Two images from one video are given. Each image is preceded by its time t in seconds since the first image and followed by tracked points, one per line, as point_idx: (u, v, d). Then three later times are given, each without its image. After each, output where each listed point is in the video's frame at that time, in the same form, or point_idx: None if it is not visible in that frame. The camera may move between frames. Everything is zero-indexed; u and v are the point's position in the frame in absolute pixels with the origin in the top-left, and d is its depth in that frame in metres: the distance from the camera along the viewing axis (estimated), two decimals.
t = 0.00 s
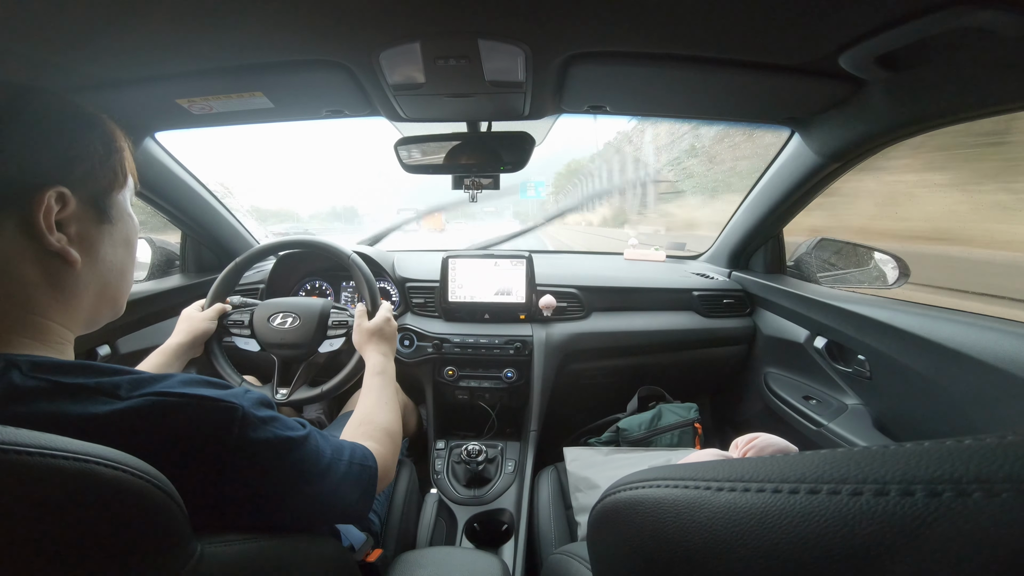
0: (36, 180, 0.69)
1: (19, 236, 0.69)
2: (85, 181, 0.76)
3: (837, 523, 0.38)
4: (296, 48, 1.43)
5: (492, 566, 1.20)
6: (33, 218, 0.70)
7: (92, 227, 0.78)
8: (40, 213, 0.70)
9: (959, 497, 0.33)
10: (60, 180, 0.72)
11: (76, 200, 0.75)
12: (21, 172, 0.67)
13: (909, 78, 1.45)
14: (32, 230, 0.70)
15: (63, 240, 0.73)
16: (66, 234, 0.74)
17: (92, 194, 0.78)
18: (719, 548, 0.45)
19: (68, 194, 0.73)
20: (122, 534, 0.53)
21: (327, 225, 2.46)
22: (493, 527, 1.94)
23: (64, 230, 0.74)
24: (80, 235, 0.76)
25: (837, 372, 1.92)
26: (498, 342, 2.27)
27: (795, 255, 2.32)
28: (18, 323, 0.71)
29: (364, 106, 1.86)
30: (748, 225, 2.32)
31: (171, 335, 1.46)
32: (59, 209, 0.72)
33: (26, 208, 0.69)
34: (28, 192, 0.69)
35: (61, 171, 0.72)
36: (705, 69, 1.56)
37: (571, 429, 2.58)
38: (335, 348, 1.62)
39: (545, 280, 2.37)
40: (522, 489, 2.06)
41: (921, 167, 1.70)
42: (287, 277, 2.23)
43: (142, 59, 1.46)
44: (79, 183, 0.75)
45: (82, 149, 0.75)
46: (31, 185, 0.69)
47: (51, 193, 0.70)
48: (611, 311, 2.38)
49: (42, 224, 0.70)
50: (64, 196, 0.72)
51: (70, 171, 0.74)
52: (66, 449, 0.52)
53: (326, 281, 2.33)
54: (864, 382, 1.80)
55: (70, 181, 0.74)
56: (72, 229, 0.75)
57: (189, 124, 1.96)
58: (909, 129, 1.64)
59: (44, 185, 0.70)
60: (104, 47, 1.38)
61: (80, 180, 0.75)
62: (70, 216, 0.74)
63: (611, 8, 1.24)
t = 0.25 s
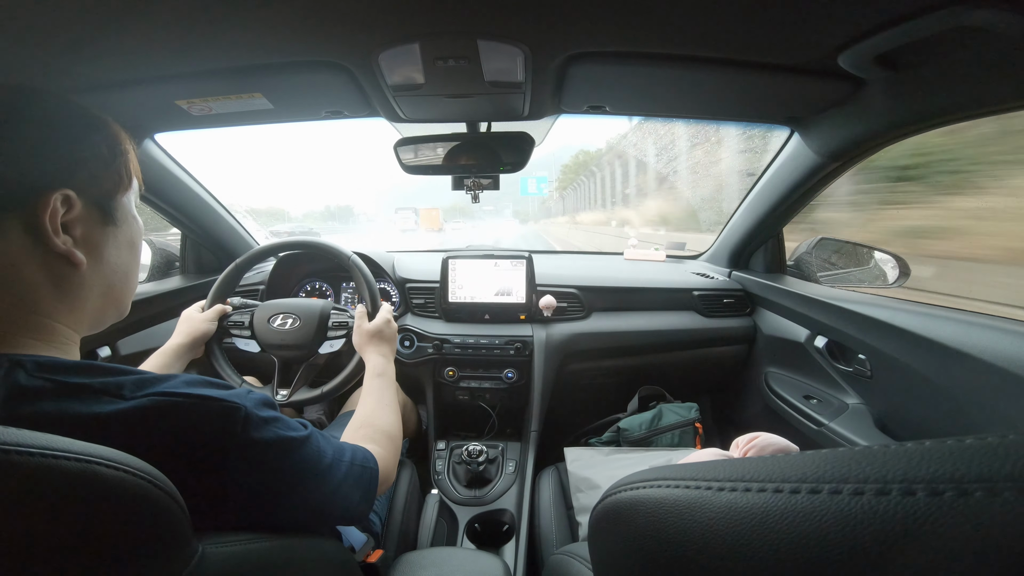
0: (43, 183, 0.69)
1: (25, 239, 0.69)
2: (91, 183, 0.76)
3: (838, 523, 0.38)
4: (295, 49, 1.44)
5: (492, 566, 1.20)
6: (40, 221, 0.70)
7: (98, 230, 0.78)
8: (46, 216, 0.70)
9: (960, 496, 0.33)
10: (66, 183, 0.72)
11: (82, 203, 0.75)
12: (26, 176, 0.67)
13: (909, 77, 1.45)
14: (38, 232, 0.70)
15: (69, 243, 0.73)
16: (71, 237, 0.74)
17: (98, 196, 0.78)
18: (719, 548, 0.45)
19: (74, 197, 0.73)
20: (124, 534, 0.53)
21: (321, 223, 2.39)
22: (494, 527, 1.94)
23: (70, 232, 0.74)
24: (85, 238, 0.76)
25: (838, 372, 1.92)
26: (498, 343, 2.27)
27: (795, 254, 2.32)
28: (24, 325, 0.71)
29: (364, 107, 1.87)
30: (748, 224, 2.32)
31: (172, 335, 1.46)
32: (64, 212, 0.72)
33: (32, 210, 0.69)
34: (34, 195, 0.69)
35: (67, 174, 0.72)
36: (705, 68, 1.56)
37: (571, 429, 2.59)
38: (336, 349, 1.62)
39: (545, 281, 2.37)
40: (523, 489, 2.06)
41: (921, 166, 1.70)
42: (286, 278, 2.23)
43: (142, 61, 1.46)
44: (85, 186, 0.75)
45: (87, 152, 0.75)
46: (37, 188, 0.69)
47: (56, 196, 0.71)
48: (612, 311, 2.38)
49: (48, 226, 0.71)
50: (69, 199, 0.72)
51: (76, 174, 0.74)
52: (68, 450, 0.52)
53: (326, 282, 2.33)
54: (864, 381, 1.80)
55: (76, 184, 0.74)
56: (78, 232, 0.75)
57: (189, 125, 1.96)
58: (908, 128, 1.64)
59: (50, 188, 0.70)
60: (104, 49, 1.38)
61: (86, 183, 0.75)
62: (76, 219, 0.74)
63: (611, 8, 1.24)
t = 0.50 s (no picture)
0: (36, 181, 0.69)
1: (18, 236, 0.69)
2: (85, 181, 0.76)
3: (837, 524, 0.38)
4: (296, 49, 1.44)
5: (491, 567, 1.20)
6: (33, 218, 0.70)
7: (93, 227, 0.78)
8: (39, 213, 0.70)
9: (958, 497, 0.33)
10: (59, 180, 0.72)
11: (77, 200, 0.75)
12: (19, 172, 0.67)
13: (908, 79, 1.46)
14: (32, 230, 0.70)
15: (63, 240, 0.73)
16: (66, 234, 0.74)
17: (93, 194, 0.78)
18: (717, 549, 0.45)
19: (67, 194, 0.73)
20: (121, 533, 0.53)
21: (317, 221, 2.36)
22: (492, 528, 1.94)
23: (64, 230, 0.74)
24: (80, 235, 0.76)
25: (837, 374, 1.92)
26: (498, 343, 2.27)
27: (795, 256, 2.32)
28: (20, 323, 0.72)
29: (364, 107, 1.87)
30: (747, 226, 2.32)
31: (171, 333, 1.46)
32: (58, 209, 0.72)
33: (25, 207, 0.69)
34: (27, 193, 0.69)
35: (61, 171, 0.72)
36: (705, 70, 1.56)
37: (570, 430, 2.58)
38: (334, 350, 1.61)
39: (545, 281, 2.37)
40: (521, 490, 2.06)
41: (921, 168, 1.70)
42: (286, 277, 2.23)
43: (143, 60, 1.46)
44: (79, 183, 0.75)
45: (82, 150, 0.75)
46: (30, 186, 0.69)
47: (49, 193, 0.71)
48: (611, 312, 2.38)
49: (41, 224, 0.71)
50: (62, 197, 0.72)
51: (70, 172, 0.74)
52: (66, 448, 0.52)
53: (326, 281, 2.33)
54: (863, 383, 1.80)
55: (70, 182, 0.74)
56: (72, 230, 0.75)
57: (189, 124, 1.96)
58: (908, 130, 1.64)
59: (43, 185, 0.70)
60: (105, 48, 1.38)
61: (80, 180, 0.75)
62: (70, 217, 0.74)
63: (612, 8, 1.24)
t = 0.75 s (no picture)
0: (52, 184, 0.69)
1: (31, 239, 0.69)
2: (101, 184, 0.76)
3: (837, 523, 0.38)
4: (295, 47, 1.43)
5: (491, 566, 1.20)
6: (47, 221, 0.70)
7: (106, 230, 0.78)
8: (54, 216, 0.70)
9: (956, 497, 0.33)
10: (75, 184, 0.72)
11: (92, 204, 0.75)
12: (34, 177, 0.67)
13: (910, 78, 1.45)
14: (45, 233, 0.70)
15: (76, 244, 0.73)
16: (79, 237, 0.74)
17: (108, 197, 0.77)
18: (717, 548, 0.45)
19: (84, 198, 0.73)
20: (122, 532, 0.53)
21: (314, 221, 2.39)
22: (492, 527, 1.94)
23: (78, 233, 0.74)
24: (94, 239, 0.76)
25: (837, 372, 1.92)
26: (498, 342, 2.27)
27: (795, 255, 2.32)
28: (30, 324, 0.72)
29: (364, 106, 1.87)
30: (748, 225, 2.32)
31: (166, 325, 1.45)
32: (73, 212, 0.72)
33: (40, 211, 0.69)
34: (43, 196, 0.69)
35: (77, 175, 0.72)
36: (706, 68, 1.56)
37: (570, 429, 2.59)
38: (334, 348, 1.63)
39: (545, 280, 2.37)
40: (521, 488, 2.06)
41: (921, 167, 1.70)
42: (286, 276, 2.23)
43: (142, 59, 1.46)
44: (95, 186, 0.75)
45: (98, 153, 0.75)
46: (45, 189, 0.69)
47: (65, 197, 0.70)
48: (611, 311, 2.38)
49: (55, 227, 0.70)
50: (78, 200, 0.72)
51: (86, 175, 0.73)
52: (69, 447, 0.52)
53: (326, 280, 2.33)
54: (863, 382, 1.80)
55: (86, 185, 0.74)
56: (86, 233, 0.75)
57: (189, 123, 1.96)
58: (909, 129, 1.64)
59: (60, 189, 0.70)
60: (105, 46, 1.37)
61: (96, 184, 0.75)
62: (85, 220, 0.74)
63: (612, 7, 1.24)
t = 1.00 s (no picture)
0: (43, 192, 0.69)
1: (21, 248, 0.69)
2: (95, 191, 0.75)
3: (837, 523, 0.38)
4: (295, 49, 1.43)
5: (492, 566, 1.20)
6: (37, 230, 0.69)
7: (100, 237, 0.77)
8: (44, 224, 0.70)
9: (958, 497, 0.33)
10: (66, 191, 0.71)
11: (85, 210, 0.74)
12: (25, 185, 0.67)
13: (909, 78, 1.46)
14: (35, 241, 0.70)
15: (67, 252, 0.73)
16: (71, 245, 0.74)
17: (101, 203, 0.77)
18: (718, 548, 0.45)
19: (75, 205, 0.73)
20: (122, 533, 0.53)
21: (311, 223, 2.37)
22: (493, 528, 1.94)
23: (70, 241, 0.73)
24: (86, 245, 0.75)
25: (837, 372, 1.92)
26: (498, 343, 2.27)
27: (795, 255, 2.32)
28: (23, 331, 0.72)
29: (364, 107, 1.87)
30: (747, 225, 2.32)
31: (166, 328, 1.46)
32: (64, 219, 0.72)
33: (30, 219, 0.68)
34: (32, 205, 0.68)
35: (70, 182, 0.72)
36: (705, 69, 1.56)
37: (571, 429, 2.58)
38: (334, 350, 1.61)
39: (545, 281, 2.37)
40: (522, 489, 2.06)
41: (921, 166, 1.70)
42: (286, 277, 2.23)
43: (142, 61, 1.46)
44: (88, 193, 0.74)
45: (93, 159, 0.74)
46: (36, 197, 0.68)
47: (55, 205, 0.70)
48: (611, 311, 2.38)
49: (45, 236, 0.70)
50: (69, 207, 0.72)
51: (78, 183, 0.73)
52: (69, 448, 0.52)
53: (326, 281, 2.33)
54: (864, 382, 1.80)
55: (78, 192, 0.73)
56: (78, 239, 0.74)
57: (189, 124, 1.96)
58: (908, 129, 1.64)
59: (50, 197, 0.70)
60: (105, 48, 1.38)
61: (90, 190, 0.75)
62: (77, 227, 0.73)
63: (611, 8, 1.24)
